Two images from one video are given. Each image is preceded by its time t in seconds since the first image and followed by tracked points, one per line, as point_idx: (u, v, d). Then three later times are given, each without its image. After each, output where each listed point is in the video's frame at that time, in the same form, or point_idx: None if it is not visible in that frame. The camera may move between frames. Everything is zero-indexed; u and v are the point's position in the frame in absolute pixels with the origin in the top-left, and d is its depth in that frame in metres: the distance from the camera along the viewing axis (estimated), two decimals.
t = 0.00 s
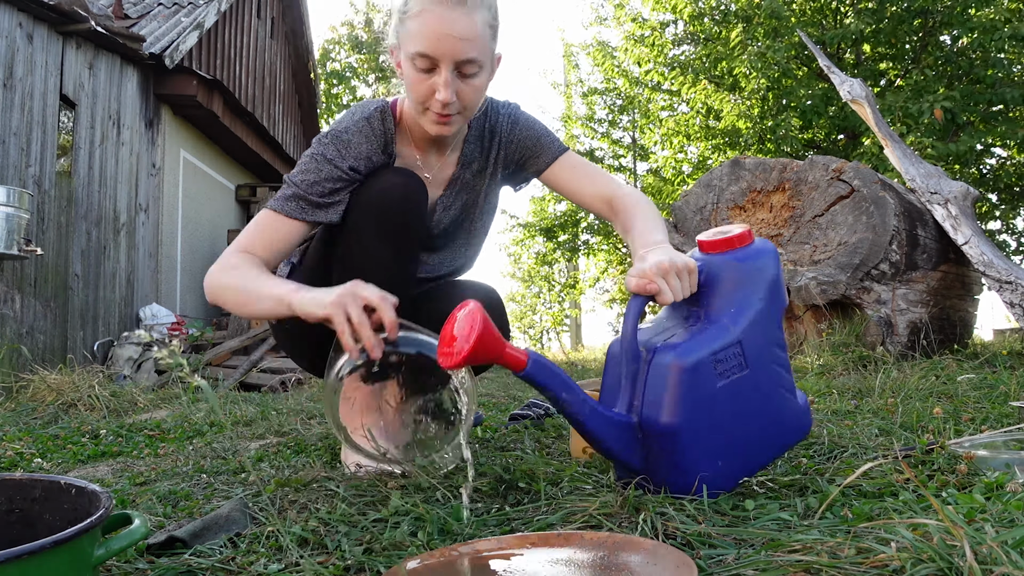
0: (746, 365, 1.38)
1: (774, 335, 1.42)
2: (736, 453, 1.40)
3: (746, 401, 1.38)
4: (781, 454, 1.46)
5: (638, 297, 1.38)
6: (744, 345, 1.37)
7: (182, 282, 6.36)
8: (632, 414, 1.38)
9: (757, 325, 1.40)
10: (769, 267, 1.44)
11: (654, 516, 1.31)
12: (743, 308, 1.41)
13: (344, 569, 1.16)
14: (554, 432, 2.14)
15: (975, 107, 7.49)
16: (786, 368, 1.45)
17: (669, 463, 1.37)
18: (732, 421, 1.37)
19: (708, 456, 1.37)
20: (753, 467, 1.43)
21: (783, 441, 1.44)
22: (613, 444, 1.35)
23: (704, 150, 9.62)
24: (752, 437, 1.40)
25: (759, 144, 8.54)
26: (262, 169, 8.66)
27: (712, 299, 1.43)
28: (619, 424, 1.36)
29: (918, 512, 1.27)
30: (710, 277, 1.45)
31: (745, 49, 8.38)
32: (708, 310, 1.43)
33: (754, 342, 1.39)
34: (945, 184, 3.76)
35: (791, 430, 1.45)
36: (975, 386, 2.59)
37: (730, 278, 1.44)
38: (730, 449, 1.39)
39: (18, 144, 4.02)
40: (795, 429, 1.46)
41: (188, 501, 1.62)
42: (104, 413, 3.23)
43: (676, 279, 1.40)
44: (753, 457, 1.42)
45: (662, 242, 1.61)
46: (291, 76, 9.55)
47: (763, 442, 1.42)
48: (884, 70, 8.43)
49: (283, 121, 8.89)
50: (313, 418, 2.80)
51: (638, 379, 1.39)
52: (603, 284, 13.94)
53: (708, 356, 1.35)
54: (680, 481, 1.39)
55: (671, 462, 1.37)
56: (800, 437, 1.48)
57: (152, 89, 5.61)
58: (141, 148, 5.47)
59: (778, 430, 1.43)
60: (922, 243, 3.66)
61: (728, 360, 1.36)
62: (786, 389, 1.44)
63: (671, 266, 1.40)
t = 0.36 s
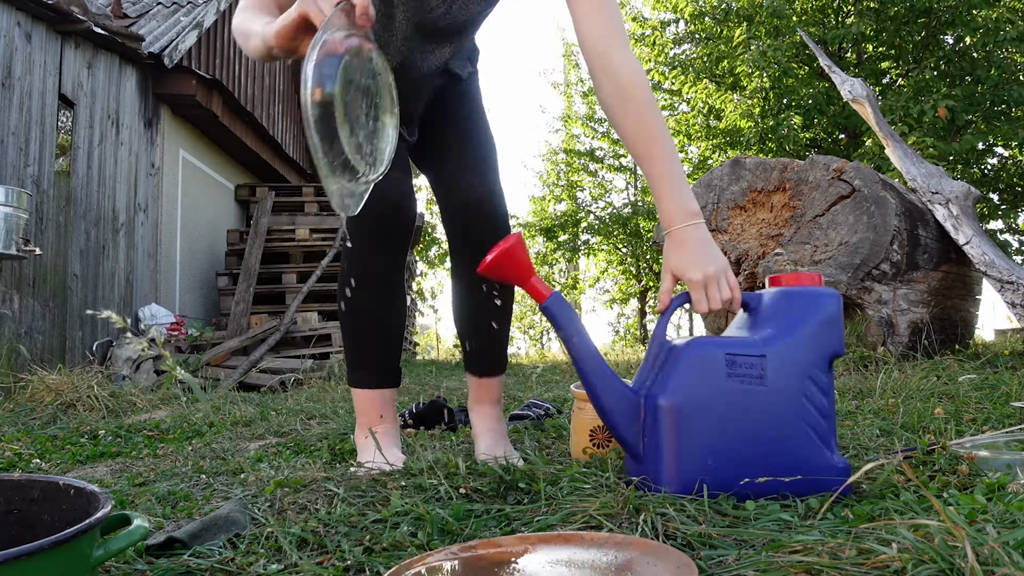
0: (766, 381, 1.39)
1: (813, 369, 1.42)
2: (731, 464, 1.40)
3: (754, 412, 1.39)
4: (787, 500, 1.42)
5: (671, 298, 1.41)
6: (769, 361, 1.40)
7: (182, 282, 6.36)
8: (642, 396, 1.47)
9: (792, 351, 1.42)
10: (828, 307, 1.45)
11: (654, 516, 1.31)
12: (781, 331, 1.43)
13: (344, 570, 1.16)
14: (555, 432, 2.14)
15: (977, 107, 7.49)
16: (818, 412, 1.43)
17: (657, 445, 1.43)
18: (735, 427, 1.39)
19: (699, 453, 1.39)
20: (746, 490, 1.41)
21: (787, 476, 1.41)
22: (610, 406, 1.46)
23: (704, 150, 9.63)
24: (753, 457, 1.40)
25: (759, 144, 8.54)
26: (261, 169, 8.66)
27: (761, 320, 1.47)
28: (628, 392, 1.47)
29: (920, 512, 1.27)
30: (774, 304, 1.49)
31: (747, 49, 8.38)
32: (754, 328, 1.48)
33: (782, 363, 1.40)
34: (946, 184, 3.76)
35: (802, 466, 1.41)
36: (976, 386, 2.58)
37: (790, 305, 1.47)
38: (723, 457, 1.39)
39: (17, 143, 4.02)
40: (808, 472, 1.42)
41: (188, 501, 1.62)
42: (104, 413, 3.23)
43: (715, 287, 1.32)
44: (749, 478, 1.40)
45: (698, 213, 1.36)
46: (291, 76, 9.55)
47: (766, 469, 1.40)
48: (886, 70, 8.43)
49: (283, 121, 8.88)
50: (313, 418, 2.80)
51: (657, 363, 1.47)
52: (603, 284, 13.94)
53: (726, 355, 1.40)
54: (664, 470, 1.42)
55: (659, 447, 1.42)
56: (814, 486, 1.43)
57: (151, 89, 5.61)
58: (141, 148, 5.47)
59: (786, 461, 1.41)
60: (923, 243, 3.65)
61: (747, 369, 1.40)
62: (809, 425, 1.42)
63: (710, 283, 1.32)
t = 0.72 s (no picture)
0: (775, 392, 1.39)
1: (822, 378, 1.41)
2: (731, 471, 1.40)
3: (761, 421, 1.39)
4: (786, 500, 1.42)
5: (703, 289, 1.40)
6: (781, 369, 1.39)
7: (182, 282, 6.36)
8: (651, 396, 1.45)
9: (804, 361, 1.40)
10: (843, 315, 1.43)
11: (654, 516, 1.31)
12: (796, 339, 1.41)
13: (344, 570, 1.16)
14: (555, 432, 2.14)
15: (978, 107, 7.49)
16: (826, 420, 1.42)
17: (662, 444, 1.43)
18: (738, 434, 1.39)
19: (703, 458, 1.40)
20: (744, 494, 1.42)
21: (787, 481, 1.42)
22: (618, 407, 1.45)
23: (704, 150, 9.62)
24: (754, 462, 1.40)
25: (760, 144, 8.54)
26: (262, 169, 8.66)
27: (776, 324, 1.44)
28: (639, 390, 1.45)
29: (919, 512, 1.27)
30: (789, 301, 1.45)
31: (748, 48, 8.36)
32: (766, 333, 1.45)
33: (792, 372, 1.39)
34: (946, 184, 3.76)
35: (803, 471, 1.42)
36: (976, 386, 2.59)
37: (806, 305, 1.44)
38: (725, 461, 1.40)
39: (17, 144, 4.02)
40: (810, 476, 1.43)
41: (188, 501, 1.62)
42: (104, 413, 3.23)
43: (744, 289, 1.32)
44: (751, 482, 1.41)
45: (752, 224, 1.38)
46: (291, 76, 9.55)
47: (765, 470, 1.41)
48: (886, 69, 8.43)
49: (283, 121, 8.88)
50: (313, 418, 2.80)
51: (668, 364, 1.45)
52: (604, 284, 13.94)
53: (738, 364, 1.38)
54: (666, 472, 1.43)
55: (664, 447, 1.42)
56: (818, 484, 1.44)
57: (151, 89, 5.61)
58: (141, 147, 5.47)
59: (790, 466, 1.41)
60: (923, 243, 3.65)
61: (758, 376, 1.39)
62: (813, 432, 1.42)
63: (742, 284, 1.32)
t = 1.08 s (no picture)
0: (720, 189, 1.36)
1: (750, 157, 1.39)
2: (741, 268, 1.35)
3: (732, 219, 1.35)
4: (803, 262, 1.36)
5: (614, 169, 1.50)
6: (709, 175, 1.38)
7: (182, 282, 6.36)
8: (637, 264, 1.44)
9: (724, 156, 1.40)
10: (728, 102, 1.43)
11: (654, 516, 1.31)
12: (706, 141, 1.41)
13: (344, 570, 1.15)
14: (555, 432, 2.14)
15: (978, 106, 7.50)
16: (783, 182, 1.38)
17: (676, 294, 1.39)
18: (721, 239, 1.35)
19: (708, 279, 1.35)
20: (772, 280, 1.35)
21: (789, 248, 1.35)
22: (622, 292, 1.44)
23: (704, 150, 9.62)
24: (755, 249, 1.35)
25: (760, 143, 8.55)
26: (262, 169, 8.67)
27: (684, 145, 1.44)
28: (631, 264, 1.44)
29: (920, 512, 1.27)
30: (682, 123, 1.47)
31: (747, 48, 8.37)
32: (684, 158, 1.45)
33: (720, 168, 1.38)
34: (946, 184, 3.76)
35: (802, 229, 1.35)
36: (976, 386, 2.59)
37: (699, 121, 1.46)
38: (734, 265, 1.35)
39: (17, 144, 4.02)
40: (811, 231, 1.36)
41: (188, 501, 1.62)
42: (103, 413, 3.23)
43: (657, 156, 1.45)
44: (765, 268, 1.34)
45: (640, 95, 1.49)
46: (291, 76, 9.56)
47: (768, 248, 1.35)
48: (886, 69, 8.42)
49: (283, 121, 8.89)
50: (313, 418, 2.80)
51: (629, 233, 1.43)
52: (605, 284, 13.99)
53: (673, 193, 1.37)
54: (699, 313, 1.38)
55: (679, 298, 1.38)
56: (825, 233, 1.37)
57: (151, 89, 5.61)
58: (140, 147, 5.47)
59: (786, 233, 1.35)
60: (923, 243, 3.65)
61: (697, 190, 1.37)
62: (782, 196, 1.37)
63: (653, 149, 1.43)
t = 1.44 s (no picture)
0: (754, 133, 1.39)
1: (780, 101, 1.42)
2: (785, 208, 1.37)
3: (770, 161, 1.38)
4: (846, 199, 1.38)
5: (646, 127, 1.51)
6: (742, 120, 1.41)
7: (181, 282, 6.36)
8: (679, 219, 1.47)
9: (755, 101, 1.43)
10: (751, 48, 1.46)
11: (654, 516, 1.31)
12: (736, 90, 1.45)
13: (344, 570, 1.15)
14: (555, 432, 2.15)
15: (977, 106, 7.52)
16: (817, 123, 1.40)
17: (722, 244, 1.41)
18: (760, 181, 1.38)
19: (753, 224, 1.37)
20: (819, 219, 1.37)
21: (830, 186, 1.37)
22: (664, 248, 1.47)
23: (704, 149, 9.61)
24: (798, 190, 1.37)
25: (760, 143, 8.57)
26: (262, 169, 8.67)
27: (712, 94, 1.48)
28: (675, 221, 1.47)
29: (920, 513, 1.27)
30: (710, 75, 1.51)
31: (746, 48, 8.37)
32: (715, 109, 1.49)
33: (752, 113, 1.41)
34: (946, 184, 3.76)
35: (845, 168, 1.37)
36: (977, 386, 2.59)
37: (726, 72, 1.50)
38: (779, 207, 1.37)
39: (17, 143, 4.02)
40: (852, 167, 1.37)
41: (188, 501, 1.62)
42: (104, 413, 3.23)
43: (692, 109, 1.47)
44: (810, 209, 1.36)
45: (662, 50, 1.50)
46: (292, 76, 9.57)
47: (810, 187, 1.37)
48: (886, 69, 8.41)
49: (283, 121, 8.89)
50: (313, 418, 2.80)
51: (668, 188, 1.46)
52: (604, 284, 13.99)
53: (707, 142, 1.40)
54: (745, 260, 1.40)
55: (724, 246, 1.41)
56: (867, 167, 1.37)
57: (151, 89, 5.61)
58: (140, 147, 5.47)
59: (828, 173, 1.37)
60: (923, 243, 3.65)
61: (733, 137, 1.40)
62: (819, 134, 1.39)
63: (684, 103, 1.45)
